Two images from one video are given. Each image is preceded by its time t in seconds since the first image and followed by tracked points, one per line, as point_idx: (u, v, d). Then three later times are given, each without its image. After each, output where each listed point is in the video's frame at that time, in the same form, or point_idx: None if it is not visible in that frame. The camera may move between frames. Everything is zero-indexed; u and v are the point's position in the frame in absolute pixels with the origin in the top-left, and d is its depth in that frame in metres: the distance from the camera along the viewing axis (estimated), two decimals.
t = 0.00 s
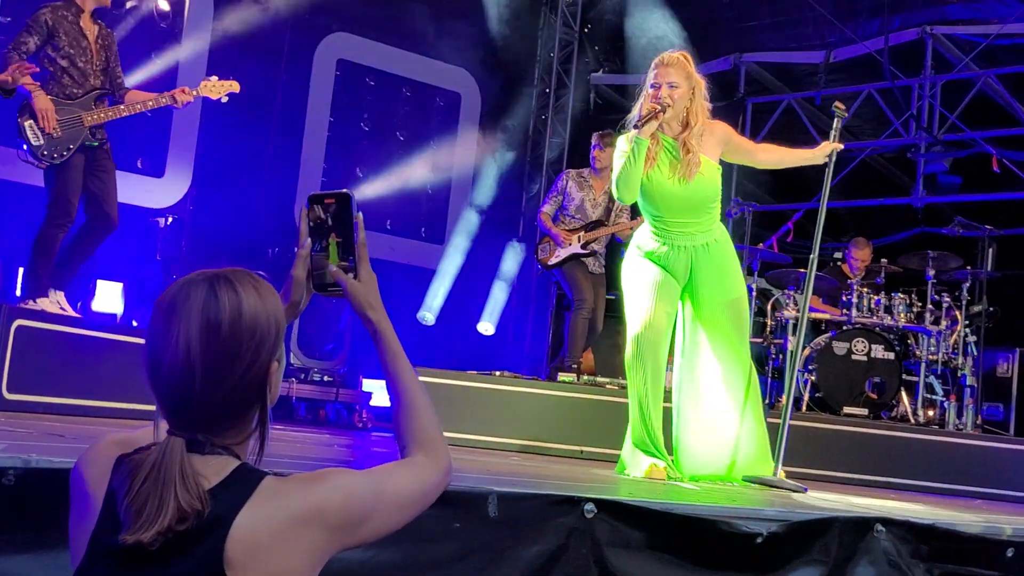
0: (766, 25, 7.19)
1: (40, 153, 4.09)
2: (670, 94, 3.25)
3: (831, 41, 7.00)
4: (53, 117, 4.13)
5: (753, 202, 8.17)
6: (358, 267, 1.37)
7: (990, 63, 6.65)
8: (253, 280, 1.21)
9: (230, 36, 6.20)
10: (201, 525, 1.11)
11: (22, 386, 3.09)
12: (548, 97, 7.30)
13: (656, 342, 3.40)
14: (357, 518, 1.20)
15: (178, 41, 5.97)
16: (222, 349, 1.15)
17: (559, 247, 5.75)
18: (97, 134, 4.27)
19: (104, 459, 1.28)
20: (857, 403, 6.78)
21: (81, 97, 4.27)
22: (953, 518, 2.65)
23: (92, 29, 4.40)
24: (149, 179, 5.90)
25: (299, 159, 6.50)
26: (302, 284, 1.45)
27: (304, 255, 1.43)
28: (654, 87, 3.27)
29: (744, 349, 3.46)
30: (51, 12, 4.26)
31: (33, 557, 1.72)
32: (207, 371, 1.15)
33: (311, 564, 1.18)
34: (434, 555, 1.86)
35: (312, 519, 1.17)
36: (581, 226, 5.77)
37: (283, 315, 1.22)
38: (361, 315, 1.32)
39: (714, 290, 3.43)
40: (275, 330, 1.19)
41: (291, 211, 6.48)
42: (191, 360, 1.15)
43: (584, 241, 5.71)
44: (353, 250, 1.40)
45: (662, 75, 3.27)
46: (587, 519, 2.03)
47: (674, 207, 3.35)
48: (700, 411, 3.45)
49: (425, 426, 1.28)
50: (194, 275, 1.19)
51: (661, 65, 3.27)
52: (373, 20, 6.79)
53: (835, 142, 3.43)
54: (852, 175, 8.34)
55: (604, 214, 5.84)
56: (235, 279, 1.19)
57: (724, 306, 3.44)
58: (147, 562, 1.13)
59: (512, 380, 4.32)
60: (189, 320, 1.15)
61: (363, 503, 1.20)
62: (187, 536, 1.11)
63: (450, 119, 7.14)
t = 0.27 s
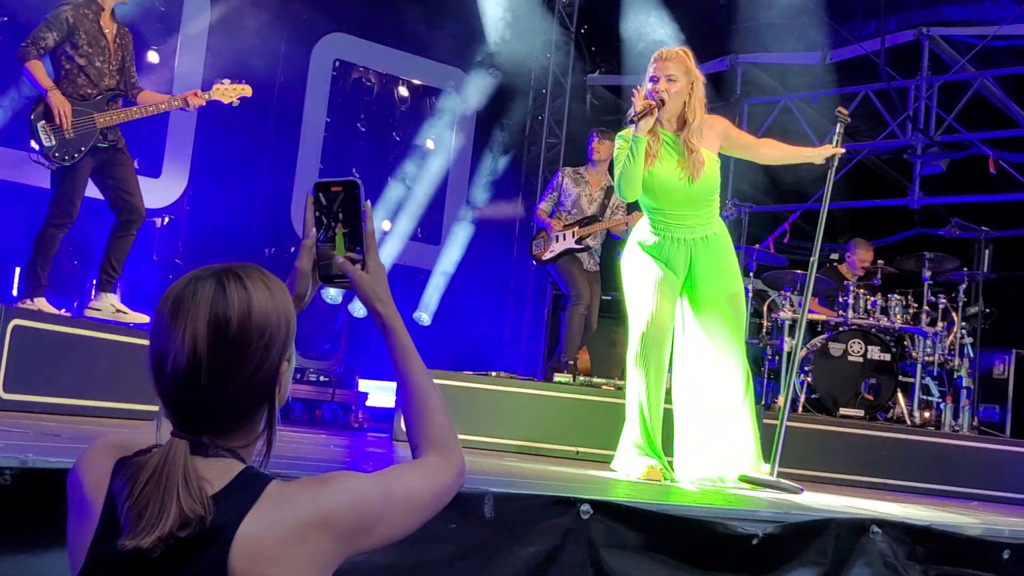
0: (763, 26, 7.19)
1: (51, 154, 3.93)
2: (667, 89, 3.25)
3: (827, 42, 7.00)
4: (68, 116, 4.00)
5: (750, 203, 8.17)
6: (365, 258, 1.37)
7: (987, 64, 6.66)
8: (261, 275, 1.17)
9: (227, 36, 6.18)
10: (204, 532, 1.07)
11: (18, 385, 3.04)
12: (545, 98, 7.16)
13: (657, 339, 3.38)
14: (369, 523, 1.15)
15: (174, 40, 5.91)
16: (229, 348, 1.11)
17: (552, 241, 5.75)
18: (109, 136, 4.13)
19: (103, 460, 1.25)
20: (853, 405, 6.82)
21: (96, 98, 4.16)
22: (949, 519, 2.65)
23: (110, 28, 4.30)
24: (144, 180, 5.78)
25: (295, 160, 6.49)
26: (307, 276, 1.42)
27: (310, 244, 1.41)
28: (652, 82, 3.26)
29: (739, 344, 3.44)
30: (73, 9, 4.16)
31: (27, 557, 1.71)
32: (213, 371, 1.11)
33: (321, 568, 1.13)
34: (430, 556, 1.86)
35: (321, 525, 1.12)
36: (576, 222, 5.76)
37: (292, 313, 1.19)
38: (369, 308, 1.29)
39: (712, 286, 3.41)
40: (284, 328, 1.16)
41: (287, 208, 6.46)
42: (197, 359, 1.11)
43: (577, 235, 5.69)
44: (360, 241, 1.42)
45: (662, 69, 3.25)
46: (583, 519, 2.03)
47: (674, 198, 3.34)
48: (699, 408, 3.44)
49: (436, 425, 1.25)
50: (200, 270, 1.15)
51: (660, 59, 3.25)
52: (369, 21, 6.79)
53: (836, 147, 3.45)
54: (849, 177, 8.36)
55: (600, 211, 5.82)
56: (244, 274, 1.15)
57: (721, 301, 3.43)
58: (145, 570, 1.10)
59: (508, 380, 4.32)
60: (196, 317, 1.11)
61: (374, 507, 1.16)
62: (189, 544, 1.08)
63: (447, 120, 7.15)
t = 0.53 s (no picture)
0: (760, 23, 7.19)
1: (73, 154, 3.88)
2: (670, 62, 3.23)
3: (823, 39, 6.99)
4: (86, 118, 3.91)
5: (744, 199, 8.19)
6: (375, 249, 1.34)
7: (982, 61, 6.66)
8: (274, 267, 1.16)
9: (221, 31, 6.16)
10: (210, 535, 1.07)
11: (15, 378, 3.01)
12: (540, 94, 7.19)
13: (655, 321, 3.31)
14: (381, 527, 1.15)
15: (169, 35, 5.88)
16: (241, 343, 1.10)
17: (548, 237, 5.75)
18: (131, 139, 4.05)
19: (103, 459, 1.26)
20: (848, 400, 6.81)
21: (118, 101, 4.05)
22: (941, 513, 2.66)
23: (133, 33, 4.19)
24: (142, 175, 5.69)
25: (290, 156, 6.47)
26: (312, 266, 1.41)
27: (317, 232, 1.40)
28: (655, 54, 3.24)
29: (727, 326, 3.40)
30: (95, 13, 4.07)
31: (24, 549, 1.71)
32: (224, 366, 1.11)
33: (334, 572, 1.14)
34: (426, 549, 1.87)
35: (333, 528, 1.12)
36: (570, 219, 5.77)
37: (308, 307, 1.18)
38: (378, 302, 1.28)
39: (708, 269, 3.36)
40: (299, 324, 1.15)
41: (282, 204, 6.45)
42: (208, 356, 1.10)
43: (571, 233, 5.72)
44: (370, 231, 1.37)
45: (665, 42, 3.23)
46: (578, 513, 2.03)
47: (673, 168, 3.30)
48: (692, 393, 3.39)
49: (449, 426, 1.24)
50: (212, 263, 1.15)
51: (664, 32, 3.23)
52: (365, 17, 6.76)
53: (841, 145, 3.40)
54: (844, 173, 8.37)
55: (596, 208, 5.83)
56: (257, 267, 1.14)
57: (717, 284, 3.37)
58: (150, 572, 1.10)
59: (503, 375, 4.32)
60: (206, 312, 1.11)
61: (386, 511, 1.15)
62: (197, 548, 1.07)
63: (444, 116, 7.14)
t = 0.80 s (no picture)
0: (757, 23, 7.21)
1: (90, 149, 3.86)
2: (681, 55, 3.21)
3: (819, 39, 6.99)
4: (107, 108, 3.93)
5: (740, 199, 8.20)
6: (385, 254, 1.31)
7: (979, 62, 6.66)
8: (284, 272, 1.16)
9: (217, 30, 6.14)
10: (210, 550, 1.05)
11: (13, 378, 3.00)
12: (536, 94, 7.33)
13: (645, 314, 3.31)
14: (389, 543, 1.15)
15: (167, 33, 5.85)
16: (249, 349, 1.09)
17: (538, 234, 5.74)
18: (151, 133, 4.03)
19: (99, 471, 1.24)
20: (843, 399, 6.87)
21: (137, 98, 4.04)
22: (936, 514, 2.65)
23: (153, 34, 4.18)
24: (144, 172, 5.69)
25: (287, 154, 6.47)
26: (320, 267, 1.39)
27: (326, 234, 1.37)
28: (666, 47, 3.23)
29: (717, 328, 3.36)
30: (112, 12, 4.07)
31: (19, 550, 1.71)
32: (231, 372, 1.10)
33: None
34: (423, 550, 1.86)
35: (339, 545, 1.11)
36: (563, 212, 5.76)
37: (318, 315, 1.17)
38: (386, 309, 1.28)
39: (705, 264, 3.34)
40: (309, 331, 1.14)
41: (279, 203, 6.44)
42: (213, 363, 1.09)
43: (563, 227, 5.69)
44: (381, 234, 1.34)
45: (676, 36, 3.24)
46: (573, 514, 2.02)
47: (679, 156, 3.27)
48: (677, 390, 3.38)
49: (456, 439, 1.24)
50: (220, 267, 1.14)
51: (675, 25, 3.24)
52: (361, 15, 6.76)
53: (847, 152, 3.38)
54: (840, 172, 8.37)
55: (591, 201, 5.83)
56: (266, 271, 1.14)
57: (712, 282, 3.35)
58: None
59: (500, 375, 4.32)
60: (212, 317, 1.09)
61: (394, 526, 1.15)
62: (195, 563, 1.06)
63: (441, 115, 7.13)
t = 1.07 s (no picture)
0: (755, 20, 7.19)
1: (91, 143, 3.81)
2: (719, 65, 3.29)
3: (817, 35, 6.98)
4: (108, 105, 3.89)
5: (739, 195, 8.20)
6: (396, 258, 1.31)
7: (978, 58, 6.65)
8: (300, 274, 1.15)
9: (214, 26, 6.10)
10: (212, 554, 1.05)
11: (12, 375, 2.99)
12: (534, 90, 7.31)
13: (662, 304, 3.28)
14: (394, 550, 1.14)
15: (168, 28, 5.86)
16: (260, 352, 1.09)
17: (538, 230, 5.73)
18: (157, 129, 4.01)
19: (102, 468, 1.23)
20: (842, 396, 6.89)
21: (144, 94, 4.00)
22: (936, 509, 2.65)
23: (166, 32, 4.16)
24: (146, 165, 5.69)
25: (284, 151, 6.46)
26: (332, 267, 1.39)
27: (339, 235, 1.39)
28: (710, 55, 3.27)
29: (737, 326, 3.33)
30: (123, 9, 4.06)
31: (19, 545, 1.70)
32: (240, 374, 1.09)
33: None
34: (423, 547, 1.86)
35: (343, 552, 1.11)
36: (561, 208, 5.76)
37: (331, 319, 1.16)
38: (395, 315, 1.25)
39: (714, 264, 3.35)
40: (320, 336, 1.13)
41: (277, 199, 6.42)
42: (222, 362, 1.09)
43: (562, 224, 5.70)
44: (393, 237, 1.35)
45: (715, 45, 3.29)
46: (571, 509, 2.03)
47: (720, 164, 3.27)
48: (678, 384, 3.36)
49: (463, 446, 1.24)
50: (235, 266, 1.14)
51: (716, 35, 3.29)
52: (357, 11, 6.74)
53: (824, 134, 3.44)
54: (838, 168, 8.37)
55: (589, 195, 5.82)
56: (281, 272, 1.13)
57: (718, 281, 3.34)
58: None
59: (499, 371, 4.32)
60: (224, 317, 1.09)
61: (400, 535, 1.14)
62: (197, 566, 1.05)
63: (439, 112, 7.11)
